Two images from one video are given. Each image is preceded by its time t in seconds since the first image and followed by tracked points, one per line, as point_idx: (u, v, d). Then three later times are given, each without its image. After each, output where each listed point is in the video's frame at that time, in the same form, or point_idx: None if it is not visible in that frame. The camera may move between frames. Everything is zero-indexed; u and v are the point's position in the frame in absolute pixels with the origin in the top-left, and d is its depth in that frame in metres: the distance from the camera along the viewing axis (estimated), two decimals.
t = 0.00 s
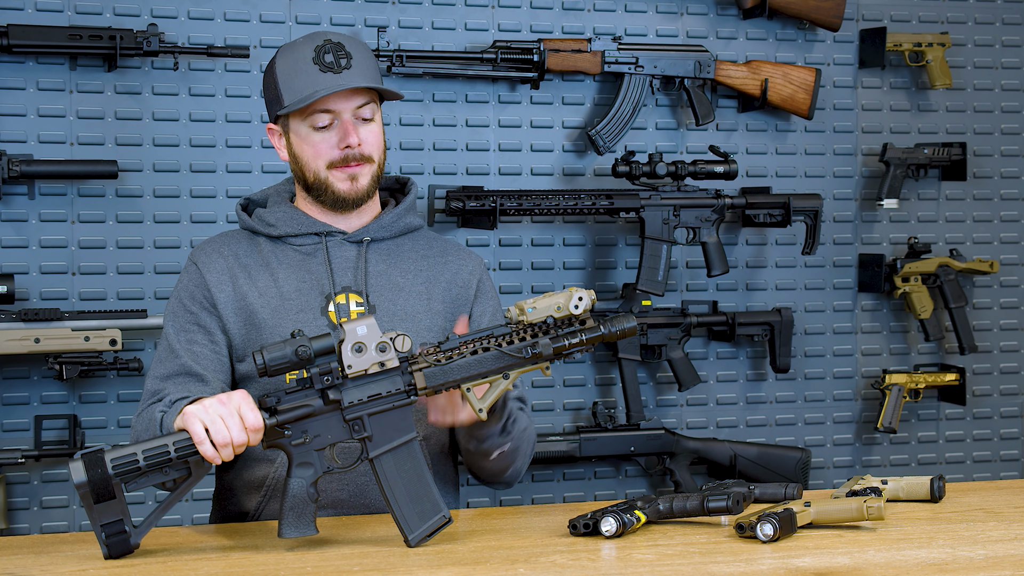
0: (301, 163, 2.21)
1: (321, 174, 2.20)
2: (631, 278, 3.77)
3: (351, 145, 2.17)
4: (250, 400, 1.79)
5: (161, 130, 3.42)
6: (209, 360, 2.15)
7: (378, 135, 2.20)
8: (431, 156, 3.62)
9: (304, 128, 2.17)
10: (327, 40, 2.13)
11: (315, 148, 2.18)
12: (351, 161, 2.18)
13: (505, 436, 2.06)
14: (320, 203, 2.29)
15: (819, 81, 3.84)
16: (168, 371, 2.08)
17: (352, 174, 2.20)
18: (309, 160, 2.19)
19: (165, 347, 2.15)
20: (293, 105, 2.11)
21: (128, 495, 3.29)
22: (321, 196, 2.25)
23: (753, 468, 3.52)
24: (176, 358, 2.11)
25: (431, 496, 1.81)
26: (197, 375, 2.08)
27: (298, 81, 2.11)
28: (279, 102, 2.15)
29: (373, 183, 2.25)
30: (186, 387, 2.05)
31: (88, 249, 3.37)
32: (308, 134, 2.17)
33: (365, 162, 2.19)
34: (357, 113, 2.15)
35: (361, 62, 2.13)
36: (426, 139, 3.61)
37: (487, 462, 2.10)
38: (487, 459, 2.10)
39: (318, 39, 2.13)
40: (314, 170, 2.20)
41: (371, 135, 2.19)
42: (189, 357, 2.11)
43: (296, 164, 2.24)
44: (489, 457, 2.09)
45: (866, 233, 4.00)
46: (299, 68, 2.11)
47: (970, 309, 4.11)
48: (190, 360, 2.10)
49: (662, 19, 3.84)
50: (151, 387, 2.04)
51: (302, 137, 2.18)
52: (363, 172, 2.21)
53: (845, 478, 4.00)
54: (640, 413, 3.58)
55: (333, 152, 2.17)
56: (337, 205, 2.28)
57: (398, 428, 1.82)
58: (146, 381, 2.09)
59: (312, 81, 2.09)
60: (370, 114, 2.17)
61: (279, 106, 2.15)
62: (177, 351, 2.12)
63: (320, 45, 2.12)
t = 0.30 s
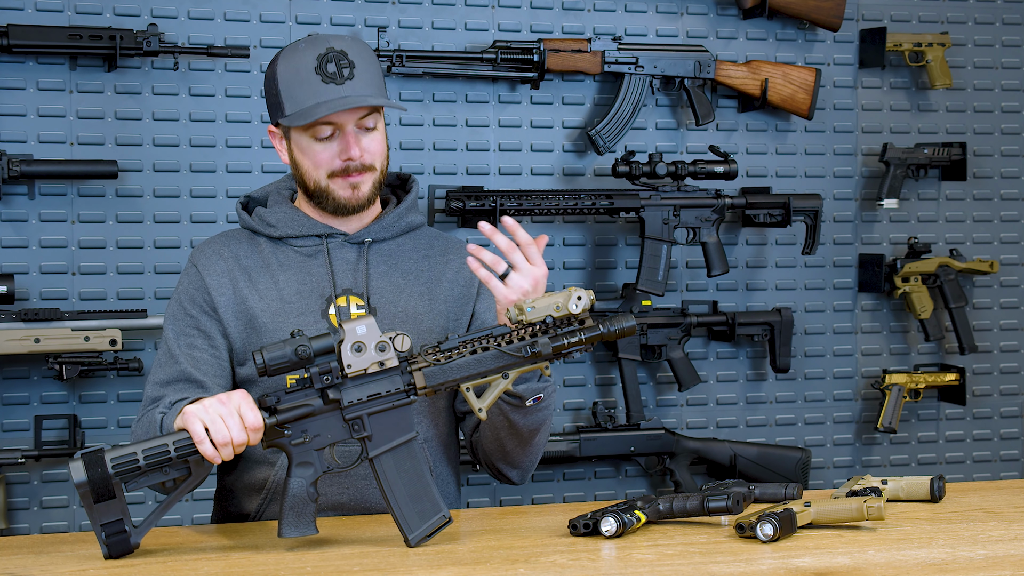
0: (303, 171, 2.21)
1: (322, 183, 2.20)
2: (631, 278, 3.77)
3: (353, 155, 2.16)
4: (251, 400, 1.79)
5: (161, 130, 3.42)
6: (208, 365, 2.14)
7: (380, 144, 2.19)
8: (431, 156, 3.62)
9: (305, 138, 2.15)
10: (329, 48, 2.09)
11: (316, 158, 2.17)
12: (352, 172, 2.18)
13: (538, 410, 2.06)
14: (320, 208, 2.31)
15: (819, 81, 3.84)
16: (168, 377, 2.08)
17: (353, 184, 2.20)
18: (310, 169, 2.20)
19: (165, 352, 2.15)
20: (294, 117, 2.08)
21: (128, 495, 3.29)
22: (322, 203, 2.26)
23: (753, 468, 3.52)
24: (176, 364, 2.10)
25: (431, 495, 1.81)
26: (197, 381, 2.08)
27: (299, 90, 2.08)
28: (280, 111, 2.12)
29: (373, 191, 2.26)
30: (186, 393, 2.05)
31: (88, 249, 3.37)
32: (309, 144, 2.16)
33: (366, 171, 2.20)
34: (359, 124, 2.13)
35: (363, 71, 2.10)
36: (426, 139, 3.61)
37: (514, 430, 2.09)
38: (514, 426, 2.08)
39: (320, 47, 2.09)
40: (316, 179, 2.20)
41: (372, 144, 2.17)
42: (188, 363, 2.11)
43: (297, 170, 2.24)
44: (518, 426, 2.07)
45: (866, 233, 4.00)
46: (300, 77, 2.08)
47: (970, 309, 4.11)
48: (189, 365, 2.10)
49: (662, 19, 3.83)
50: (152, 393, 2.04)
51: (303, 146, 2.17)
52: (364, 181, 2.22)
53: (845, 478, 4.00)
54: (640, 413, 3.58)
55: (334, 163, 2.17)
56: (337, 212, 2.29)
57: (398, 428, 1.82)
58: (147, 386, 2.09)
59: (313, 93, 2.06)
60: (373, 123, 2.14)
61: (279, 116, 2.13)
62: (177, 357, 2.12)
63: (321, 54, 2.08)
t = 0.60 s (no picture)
0: (308, 178, 2.21)
1: (328, 189, 2.19)
2: (631, 278, 3.77)
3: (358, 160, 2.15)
4: (251, 400, 1.79)
5: (161, 130, 3.42)
6: (209, 372, 2.15)
7: (384, 147, 2.17)
8: (431, 156, 3.62)
9: (308, 145, 2.15)
10: (330, 53, 2.09)
11: (321, 164, 2.17)
12: (357, 177, 2.17)
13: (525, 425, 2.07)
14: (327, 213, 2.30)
15: (819, 81, 3.84)
16: (167, 384, 2.09)
17: (359, 189, 2.19)
18: (316, 175, 2.19)
19: (165, 359, 2.15)
20: (296, 123, 2.08)
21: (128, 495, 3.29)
22: (329, 209, 2.25)
23: (753, 468, 3.52)
24: (176, 371, 2.11)
25: (431, 496, 1.81)
26: (197, 390, 2.09)
27: (302, 95, 2.08)
28: (283, 117, 2.12)
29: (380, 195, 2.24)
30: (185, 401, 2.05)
31: (88, 249, 3.37)
32: (313, 150, 2.16)
33: (372, 176, 2.18)
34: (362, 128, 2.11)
35: (365, 75, 2.09)
36: (426, 139, 3.61)
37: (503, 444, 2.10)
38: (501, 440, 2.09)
39: (320, 51, 2.09)
40: (321, 185, 2.19)
41: (376, 149, 2.15)
42: (189, 371, 2.12)
43: (303, 176, 2.24)
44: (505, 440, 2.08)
45: (866, 233, 4.00)
46: (302, 83, 2.08)
47: (970, 309, 4.11)
48: (189, 373, 2.11)
49: (662, 19, 3.83)
50: (152, 401, 2.05)
51: (307, 153, 2.17)
52: (370, 186, 2.19)
53: (845, 478, 4.00)
54: (640, 413, 3.58)
55: (339, 168, 2.16)
56: (344, 216, 2.28)
57: (398, 428, 1.82)
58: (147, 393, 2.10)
59: (316, 98, 2.06)
60: (376, 127, 2.13)
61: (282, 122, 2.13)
62: (177, 364, 2.12)
63: (323, 59, 2.09)
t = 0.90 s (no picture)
0: (312, 167, 2.21)
1: (333, 178, 2.19)
2: (631, 278, 3.77)
3: (364, 148, 2.17)
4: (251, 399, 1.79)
5: (161, 130, 3.42)
6: (207, 375, 2.16)
7: (388, 137, 2.21)
8: (431, 156, 3.62)
9: (314, 132, 2.17)
10: (336, 41, 2.12)
11: (327, 151, 2.18)
12: (363, 164, 2.18)
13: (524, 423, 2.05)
14: (328, 207, 2.29)
15: (819, 81, 3.84)
16: (165, 386, 2.09)
17: (364, 178, 2.19)
18: (319, 164, 2.20)
19: (164, 361, 2.15)
20: (303, 109, 2.10)
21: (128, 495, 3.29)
22: (331, 200, 2.25)
23: (754, 468, 3.52)
24: (175, 373, 2.11)
25: (431, 496, 1.81)
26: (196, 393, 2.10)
27: (309, 82, 2.10)
28: (288, 105, 2.14)
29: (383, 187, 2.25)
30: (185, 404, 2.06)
31: (88, 249, 3.37)
32: (319, 138, 2.18)
33: (377, 164, 2.19)
34: (369, 116, 2.15)
35: (371, 64, 2.13)
36: (426, 139, 3.61)
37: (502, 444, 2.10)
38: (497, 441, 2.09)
39: (327, 40, 2.12)
40: (326, 174, 2.20)
41: (382, 138, 2.19)
42: (187, 373, 2.12)
43: (304, 167, 2.24)
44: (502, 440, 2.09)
45: (866, 233, 4.00)
46: (309, 70, 2.11)
47: (970, 309, 4.11)
48: (187, 376, 2.11)
49: (662, 19, 3.83)
50: (151, 403, 2.05)
51: (313, 140, 2.18)
52: (374, 176, 2.20)
53: (845, 478, 4.00)
54: (640, 413, 3.59)
55: (345, 156, 2.17)
56: (346, 210, 2.26)
57: (398, 428, 1.82)
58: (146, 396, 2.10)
59: (323, 84, 2.08)
60: (380, 117, 2.17)
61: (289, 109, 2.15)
62: (176, 367, 2.12)
63: (330, 47, 2.11)
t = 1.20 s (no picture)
0: (312, 163, 2.21)
1: (333, 175, 2.19)
2: (631, 278, 3.77)
3: (365, 144, 2.18)
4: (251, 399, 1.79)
5: (161, 130, 3.42)
6: (204, 378, 2.16)
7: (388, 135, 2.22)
8: (431, 156, 3.62)
9: (315, 128, 2.18)
10: (337, 37, 2.13)
11: (327, 146, 2.18)
12: (364, 160, 2.18)
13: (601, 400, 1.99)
14: (328, 204, 2.29)
15: (819, 81, 3.84)
16: (162, 389, 2.08)
17: (365, 175, 2.20)
18: (319, 159, 2.19)
19: (160, 364, 2.15)
20: (305, 104, 2.11)
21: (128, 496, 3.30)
22: (330, 197, 2.25)
23: (754, 468, 3.52)
24: (171, 376, 2.10)
25: (432, 495, 1.81)
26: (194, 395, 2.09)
27: (311, 78, 2.11)
28: (289, 100, 2.15)
29: (383, 184, 2.26)
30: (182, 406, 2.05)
31: (88, 249, 3.37)
32: (319, 133, 2.18)
33: (378, 161, 2.20)
34: (370, 112, 2.17)
35: (372, 60, 2.14)
36: (426, 139, 3.61)
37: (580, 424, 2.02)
38: (579, 420, 2.00)
39: (328, 36, 2.12)
40: (326, 170, 2.19)
41: (382, 135, 2.20)
42: (183, 376, 2.12)
43: (303, 163, 2.24)
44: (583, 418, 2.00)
45: (866, 233, 4.00)
46: (310, 65, 2.11)
47: (970, 309, 4.11)
48: (183, 378, 2.10)
49: (663, 19, 3.83)
50: (147, 405, 2.04)
51: (314, 136, 2.19)
52: (375, 173, 2.21)
53: (845, 478, 4.00)
54: (640, 413, 3.59)
55: (346, 152, 2.18)
56: (346, 206, 2.26)
57: (398, 428, 1.82)
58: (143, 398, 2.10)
59: (325, 80, 2.09)
60: (381, 114, 2.19)
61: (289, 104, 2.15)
62: (173, 369, 2.11)
63: (331, 42, 2.11)
